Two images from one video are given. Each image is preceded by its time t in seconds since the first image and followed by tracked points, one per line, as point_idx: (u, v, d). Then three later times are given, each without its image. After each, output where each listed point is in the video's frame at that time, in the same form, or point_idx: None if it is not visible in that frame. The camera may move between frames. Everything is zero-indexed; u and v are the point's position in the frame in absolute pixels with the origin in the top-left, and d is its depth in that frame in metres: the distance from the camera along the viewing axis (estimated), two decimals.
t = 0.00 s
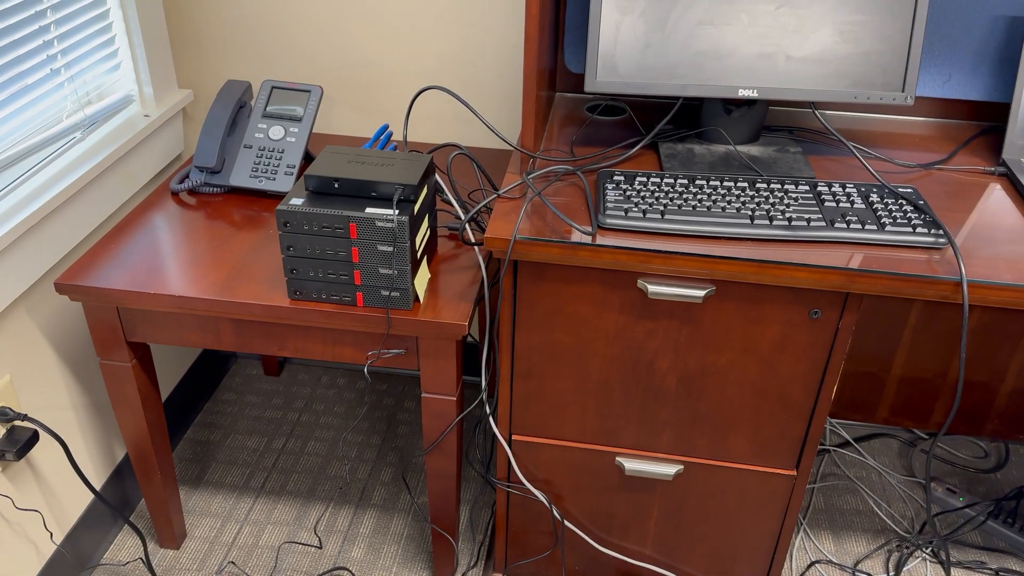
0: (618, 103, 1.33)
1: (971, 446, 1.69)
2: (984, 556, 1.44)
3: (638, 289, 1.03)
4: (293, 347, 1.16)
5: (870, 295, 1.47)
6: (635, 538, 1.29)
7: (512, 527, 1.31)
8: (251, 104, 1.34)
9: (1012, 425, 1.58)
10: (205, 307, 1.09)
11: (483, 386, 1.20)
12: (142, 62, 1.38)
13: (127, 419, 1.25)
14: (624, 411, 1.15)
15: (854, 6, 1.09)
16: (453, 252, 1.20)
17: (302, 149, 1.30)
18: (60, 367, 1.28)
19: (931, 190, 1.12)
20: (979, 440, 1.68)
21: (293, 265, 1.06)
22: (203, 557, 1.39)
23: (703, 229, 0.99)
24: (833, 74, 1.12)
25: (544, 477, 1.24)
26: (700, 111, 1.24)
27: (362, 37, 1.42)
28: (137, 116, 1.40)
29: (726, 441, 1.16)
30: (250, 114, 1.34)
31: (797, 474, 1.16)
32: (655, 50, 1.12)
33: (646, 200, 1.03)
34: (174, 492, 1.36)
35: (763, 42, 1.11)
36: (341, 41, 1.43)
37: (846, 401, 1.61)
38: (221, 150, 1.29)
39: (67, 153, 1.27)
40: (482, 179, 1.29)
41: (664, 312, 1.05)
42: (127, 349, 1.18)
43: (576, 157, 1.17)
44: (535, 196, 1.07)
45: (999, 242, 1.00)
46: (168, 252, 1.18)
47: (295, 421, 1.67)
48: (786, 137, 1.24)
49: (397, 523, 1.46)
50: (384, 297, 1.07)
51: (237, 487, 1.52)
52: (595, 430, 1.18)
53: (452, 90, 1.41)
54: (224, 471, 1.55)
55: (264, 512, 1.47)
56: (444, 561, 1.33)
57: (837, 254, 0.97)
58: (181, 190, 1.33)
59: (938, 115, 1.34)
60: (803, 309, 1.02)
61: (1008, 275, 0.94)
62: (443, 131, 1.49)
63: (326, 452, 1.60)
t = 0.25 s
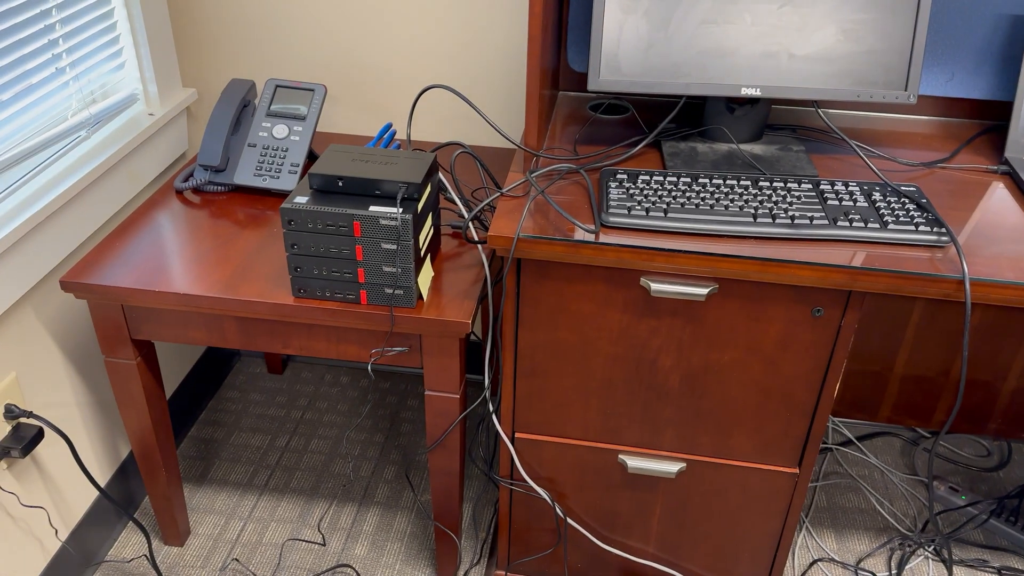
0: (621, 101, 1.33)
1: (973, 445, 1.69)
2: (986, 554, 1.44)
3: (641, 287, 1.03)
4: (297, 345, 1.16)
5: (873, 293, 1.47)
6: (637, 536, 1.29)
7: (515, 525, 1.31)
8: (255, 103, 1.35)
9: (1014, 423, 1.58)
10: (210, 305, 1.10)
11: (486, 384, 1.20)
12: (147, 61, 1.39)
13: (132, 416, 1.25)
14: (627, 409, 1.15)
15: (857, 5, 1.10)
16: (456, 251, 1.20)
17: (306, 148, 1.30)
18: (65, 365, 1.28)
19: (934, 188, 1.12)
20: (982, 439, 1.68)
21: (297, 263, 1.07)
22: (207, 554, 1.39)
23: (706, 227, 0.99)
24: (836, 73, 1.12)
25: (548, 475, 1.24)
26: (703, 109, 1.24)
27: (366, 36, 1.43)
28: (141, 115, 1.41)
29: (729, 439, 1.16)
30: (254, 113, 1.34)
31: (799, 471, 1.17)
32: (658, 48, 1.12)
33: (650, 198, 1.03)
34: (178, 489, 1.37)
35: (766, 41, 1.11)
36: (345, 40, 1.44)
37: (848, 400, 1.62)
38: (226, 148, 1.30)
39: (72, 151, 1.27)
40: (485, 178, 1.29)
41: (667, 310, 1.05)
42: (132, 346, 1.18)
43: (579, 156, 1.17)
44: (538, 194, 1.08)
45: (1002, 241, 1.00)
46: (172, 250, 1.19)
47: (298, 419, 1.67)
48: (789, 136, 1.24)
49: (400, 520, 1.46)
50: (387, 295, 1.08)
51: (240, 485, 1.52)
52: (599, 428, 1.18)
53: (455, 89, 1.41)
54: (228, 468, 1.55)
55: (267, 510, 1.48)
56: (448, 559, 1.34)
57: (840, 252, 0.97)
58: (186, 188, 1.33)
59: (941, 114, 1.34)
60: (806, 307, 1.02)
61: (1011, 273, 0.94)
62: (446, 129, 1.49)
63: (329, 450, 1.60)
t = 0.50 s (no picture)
0: (622, 102, 1.34)
1: (974, 445, 1.69)
2: (988, 554, 1.45)
3: (642, 288, 1.04)
4: (299, 346, 1.16)
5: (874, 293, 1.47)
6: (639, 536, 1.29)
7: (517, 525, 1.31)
8: (257, 104, 1.35)
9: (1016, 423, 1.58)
10: (213, 306, 1.10)
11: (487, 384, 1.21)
12: (149, 62, 1.39)
13: (135, 416, 1.26)
14: (629, 409, 1.16)
15: (858, 6, 1.10)
16: (458, 252, 1.21)
17: (308, 149, 1.30)
18: (68, 366, 1.29)
19: (935, 189, 1.12)
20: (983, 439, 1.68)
21: (299, 264, 1.07)
22: (210, 554, 1.40)
23: (707, 228, 0.99)
24: (837, 74, 1.12)
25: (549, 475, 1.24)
26: (704, 110, 1.25)
27: (367, 37, 1.43)
28: (144, 116, 1.41)
29: (731, 439, 1.16)
30: (256, 114, 1.34)
31: (801, 471, 1.17)
32: (660, 49, 1.12)
33: (651, 199, 1.04)
34: (181, 489, 1.37)
35: (767, 42, 1.11)
36: (347, 41, 1.44)
37: (850, 400, 1.62)
38: (228, 149, 1.30)
39: (74, 153, 1.28)
40: (487, 179, 1.29)
41: (669, 311, 1.05)
42: (135, 347, 1.19)
43: (581, 157, 1.17)
44: (540, 195, 1.08)
45: (1003, 241, 1.00)
46: (175, 251, 1.19)
47: (300, 420, 1.68)
48: (790, 136, 1.24)
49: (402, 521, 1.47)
50: (390, 296, 1.08)
51: (242, 485, 1.52)
52: (600, 428, 1.18)
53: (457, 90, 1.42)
54: (231, 468, 1.56)
55: (270, 510, 1.48)
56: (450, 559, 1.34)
57: (841, 253, 0.98)
58: (188, 189, 1.34)
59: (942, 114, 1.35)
60: (807, 307, 1.03)
61: (1012, 273, 0.94)
62: (448, 130, 1.49)
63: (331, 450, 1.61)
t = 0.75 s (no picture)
0: (618, 102, 1.34)
1: (971, 443, 1.70)
2: (984, 551, 1.45)
3: (639, 287, 1.04)
4: (296, 346, 1.16)
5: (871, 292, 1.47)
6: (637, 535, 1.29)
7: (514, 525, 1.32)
8: (253, 104, 1.35)
9: (1012, 421, 1.58)
10: (209, 306, 1.10)
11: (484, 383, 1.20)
12: (145, 61, 1.39)
13: (131, 417, 1.25)
14: (626, 408, 1.16)
15: (853, 5, 1.10)
16: (455, 251, 1.21)
17: (304, 149, 1.30)
18: (65, 366, 1.28)
19: (931, 187, 1.12)
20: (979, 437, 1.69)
21: (296, 263, 1.07)
22: (207, 554, 1.39)
23: (704, 227, 0.99)
24: (833, 72, 1.13)
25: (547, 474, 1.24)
26: (700, 109, 1.25)
27: (364, 37, 1.43)
28: (139, 116, 1.41)
29: (728, 437, 1.16)
30: (252, 114, 1.34)
31: (798, 470, 1.17)
32: (656, 49, 1.12)
33: (647, 198, 1.04)
34: (178, 489, 1.37)
35: (763, 41, 1.12)
36: (343, 40, 1.44)
37: (846, 398, 1.62)
38: (224, 149, 1.30)
39: (70, 153, 1.28)
40: (484, 178, 1.29)
41: (665, 310, 1.05)
42: (131, 347, 1.19)
43: (577, 156, 1.17)
44: (536, 194, 1.08)
45: (999, 239, 1.01)
46: (171, 251, 1.19)
47: (297, 420, 1.68)
48: (786, 135, 1.24)
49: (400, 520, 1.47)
50: (386, 295, 1.08)
51: (239, 485, 1.52)
52: (598, 428, 1.19)
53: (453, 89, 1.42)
54: (228, 468, 1.56)
55: (267, 510, 1.48)
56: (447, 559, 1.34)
57: (837, 252, 0.98)
58: (184, 189, 1.33)
59: (938, 113, 1.35)
60: (803, 306, 1.03)
61: (1007, 272, 0.94)
62: (444, 130, 1.49)
63: (328, 450, 1.61)
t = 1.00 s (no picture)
0: (611, 101, 1.34)
1: (964, 441, 1.70)
2: (977, 549, 1.45)
3: (632, 287, 1.04)
4: (288, 347, 1.16)
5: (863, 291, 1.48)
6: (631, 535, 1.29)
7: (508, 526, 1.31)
8: (244, 105, 1.34)
9: (1004, 419, 1.59)
10: (201, 308, 1.09)
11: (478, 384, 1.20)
12: (135, 62, 1.38)
13: (123, 420, 1.25)
14: (619, 409, 1.16)
15: (845, 4, 1.10)
16: (448, 252, 1.20)
17: (296, 149, 1.30)
18: (55, 369, 1.28)
19: (923, 186, 1.12)
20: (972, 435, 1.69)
21: (288, 265, 1.06)
22: (199, 558, 1.39)
23: (696, 227, 0.99)
24: (825, 72, 1.13)
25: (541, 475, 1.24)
26: (692, 109, 1.25)
27: (355, 37, 1.42)
28: (129, 117, 1.40)
29: (722, 437, 1.16)
30: (243, 115, 1.33)
31: (791, 469, 1.17)
32: (648, 48, 1.12)
33: (640, 198, 1.04)
34: (170, 492, 1.36)
35: (755, 40, 1.12)
36: (335, 41, 1.43)
37: (840, 397, 1.62)
38: (215, 150, 1.29)
39: (60, 154, 1.27)
40: (476, 179, 1.29)
41: (658, 310, 1.05)
42: (122, 350, 1.18)
43: (569, 156, 1.17)
44: (529, 195, 1.07)
45: (991, 238, 1.01)
46: (162, 253, 1.18)
47: (290, 422, 1.67)
48: (778, 135, 1.24)
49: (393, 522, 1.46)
50: (379, 296, 1.08)
51: (232, 488, 1.51)
52: (591, 428, 1.18)
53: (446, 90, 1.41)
54: (221, 471, 1.55)
55: (260, 513, 1.47)
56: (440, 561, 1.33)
57: (829, 251, 0.98)
58: (175, 190, 1.33)
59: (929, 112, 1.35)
60: (796, 305, 1.03)
61: (999, 270, 0.94)
62: (436, 130, 1.49)
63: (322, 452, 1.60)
